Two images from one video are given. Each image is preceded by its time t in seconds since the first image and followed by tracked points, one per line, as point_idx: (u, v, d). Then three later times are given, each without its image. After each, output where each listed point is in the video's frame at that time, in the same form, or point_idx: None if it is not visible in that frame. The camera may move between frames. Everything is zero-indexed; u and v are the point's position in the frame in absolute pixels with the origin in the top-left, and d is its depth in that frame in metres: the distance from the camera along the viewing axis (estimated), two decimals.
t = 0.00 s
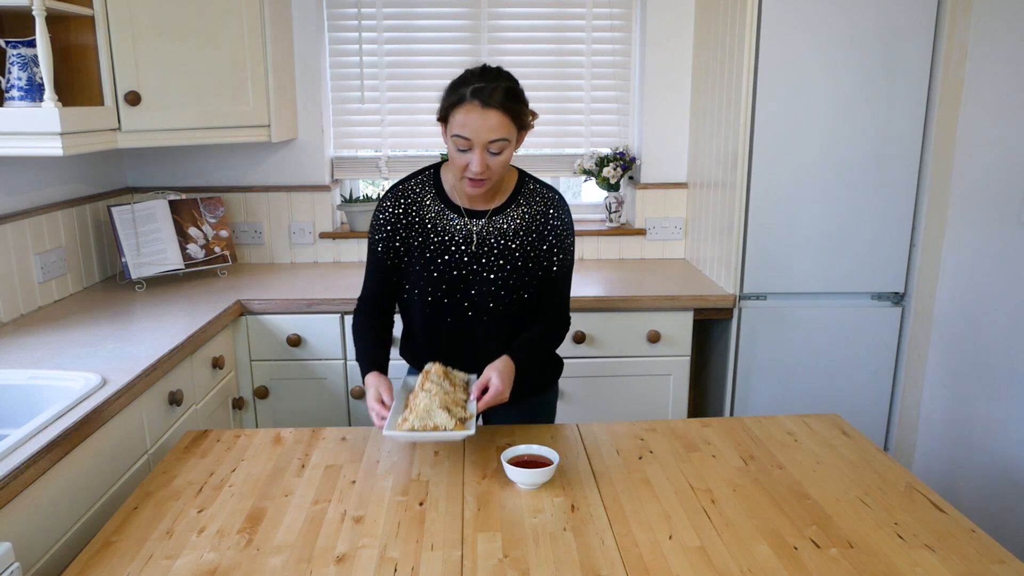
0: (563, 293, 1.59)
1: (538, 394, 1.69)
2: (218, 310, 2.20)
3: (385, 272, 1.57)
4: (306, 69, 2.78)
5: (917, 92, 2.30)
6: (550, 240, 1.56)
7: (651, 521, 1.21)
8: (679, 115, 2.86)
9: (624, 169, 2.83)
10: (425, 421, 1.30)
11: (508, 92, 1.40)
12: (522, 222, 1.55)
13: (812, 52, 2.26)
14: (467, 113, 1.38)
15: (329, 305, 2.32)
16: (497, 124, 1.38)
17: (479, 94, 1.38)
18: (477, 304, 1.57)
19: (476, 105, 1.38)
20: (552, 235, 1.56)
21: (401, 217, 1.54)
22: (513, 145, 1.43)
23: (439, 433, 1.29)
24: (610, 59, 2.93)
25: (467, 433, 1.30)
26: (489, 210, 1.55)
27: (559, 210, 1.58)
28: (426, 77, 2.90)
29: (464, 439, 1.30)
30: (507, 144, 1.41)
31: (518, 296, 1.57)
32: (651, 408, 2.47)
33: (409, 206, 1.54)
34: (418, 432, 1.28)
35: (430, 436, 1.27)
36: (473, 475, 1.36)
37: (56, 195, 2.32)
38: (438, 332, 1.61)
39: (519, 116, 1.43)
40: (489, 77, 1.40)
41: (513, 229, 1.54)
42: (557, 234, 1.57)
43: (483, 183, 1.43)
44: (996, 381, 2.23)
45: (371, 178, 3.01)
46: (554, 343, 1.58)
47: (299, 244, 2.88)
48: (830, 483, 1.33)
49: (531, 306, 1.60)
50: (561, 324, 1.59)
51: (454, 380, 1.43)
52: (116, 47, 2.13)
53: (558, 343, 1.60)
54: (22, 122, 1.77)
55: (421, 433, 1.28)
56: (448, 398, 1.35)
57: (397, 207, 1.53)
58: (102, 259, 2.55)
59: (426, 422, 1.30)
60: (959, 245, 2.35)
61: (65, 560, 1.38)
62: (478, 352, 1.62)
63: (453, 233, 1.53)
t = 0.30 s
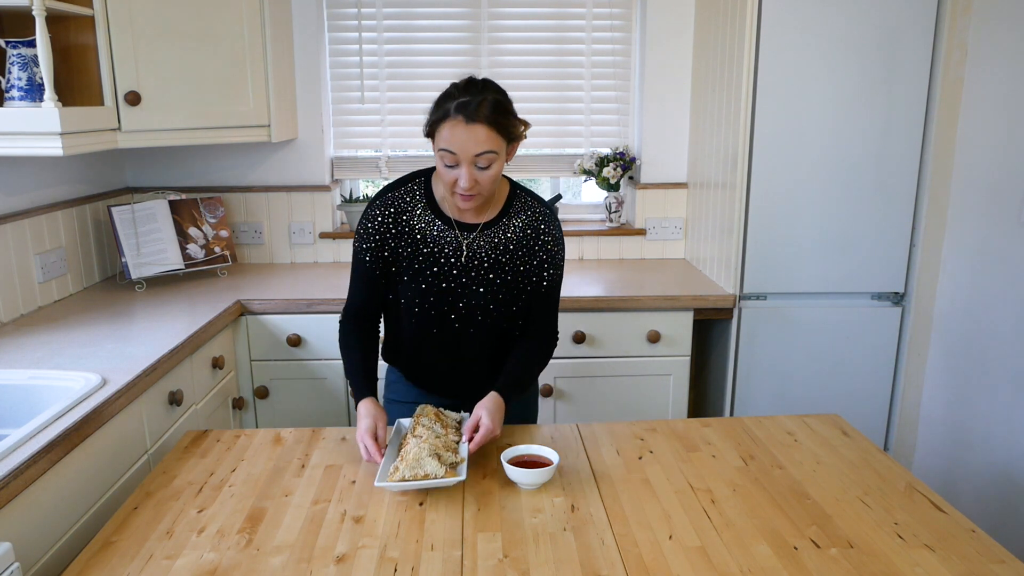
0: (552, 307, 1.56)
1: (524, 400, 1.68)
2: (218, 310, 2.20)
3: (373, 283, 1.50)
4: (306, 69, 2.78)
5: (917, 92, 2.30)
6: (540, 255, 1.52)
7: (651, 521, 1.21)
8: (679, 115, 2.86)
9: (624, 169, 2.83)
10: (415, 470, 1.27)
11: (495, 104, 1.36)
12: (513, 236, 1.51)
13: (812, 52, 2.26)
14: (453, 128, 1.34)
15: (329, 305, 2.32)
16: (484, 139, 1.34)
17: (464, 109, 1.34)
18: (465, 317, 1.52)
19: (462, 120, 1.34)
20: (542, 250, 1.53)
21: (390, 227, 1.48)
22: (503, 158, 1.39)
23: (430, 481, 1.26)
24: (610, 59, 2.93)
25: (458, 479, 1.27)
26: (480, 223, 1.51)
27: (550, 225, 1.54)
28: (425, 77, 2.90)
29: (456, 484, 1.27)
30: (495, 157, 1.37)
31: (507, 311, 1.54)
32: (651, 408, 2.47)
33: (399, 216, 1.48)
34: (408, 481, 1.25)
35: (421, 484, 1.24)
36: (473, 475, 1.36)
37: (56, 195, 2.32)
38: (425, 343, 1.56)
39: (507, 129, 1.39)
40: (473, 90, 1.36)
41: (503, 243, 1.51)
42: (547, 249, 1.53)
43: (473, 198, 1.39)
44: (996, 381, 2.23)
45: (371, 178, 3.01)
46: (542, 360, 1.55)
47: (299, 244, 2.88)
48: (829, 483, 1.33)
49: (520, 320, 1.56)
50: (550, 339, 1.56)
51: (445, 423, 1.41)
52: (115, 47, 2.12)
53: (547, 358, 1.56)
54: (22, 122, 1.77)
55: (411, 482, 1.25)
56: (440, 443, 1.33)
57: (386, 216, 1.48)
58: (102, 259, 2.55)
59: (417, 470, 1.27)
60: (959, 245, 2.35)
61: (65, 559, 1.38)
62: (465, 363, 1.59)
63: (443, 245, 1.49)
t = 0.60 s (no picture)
0: (543, 305, 1.57)
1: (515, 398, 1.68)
2: (218, 310, 2.20)
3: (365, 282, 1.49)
4: (306, 69, 2.78)
5: (917, 92, 2.30)
6: (531, 254, 1.53)
7: (651, 521, 1.21)
8: (679, 115, 2.86)
9: (624, 169, 2.83)
10: (418, 483, 1.26)
11: (495, 101, 1.36)
12: (505, 235, 1.52)
13: (812, 52, 2.26)
14: (453, 125, 1.34)
15: (329, 305, 2.32)
16: (483, 135, 1.34)
17: (464, 105, 1.34)
18: (457, 316, 1.53)
19: (462, 117, 1.34)
20: (534, 249, 1.53)
21: (383, 226, 1.47)
22: (501, 154, 1.39)
23: (434, 495, 1.25)
24: (610, 59, 2.93)
25: (462, 490, 1.27)
26: (473, 221, 1.50)
27: (541, 224, 1.55)
28: (425, 77, 2.90)
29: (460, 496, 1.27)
30: (494, 154, 1.37)
31: (498, 309, 1.54)
32: (651, 408, 2.47)
33: (392, 214, 1.47)
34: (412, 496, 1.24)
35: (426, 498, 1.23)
36: (474, 475, 1.36)
37: (56, 195, 2.32)
38: (416, 342, 1.56)
39: (506, 127, 1.39)
40: (473, 87, 1.36)
41: (494, 242, 1.51)
42: (538, 248, 1.54)
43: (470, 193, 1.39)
44: (996, 381, 2.23)
45: (371, 178, 3.01)
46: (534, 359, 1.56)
47: (299, 244, 2.88)
48: (829, 483, 1.33)
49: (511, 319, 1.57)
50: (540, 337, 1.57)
51: (440, 432, 1.40)
52: (116, 47, 2.12)
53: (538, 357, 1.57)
54: (22, 122, 1.77)
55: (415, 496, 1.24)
56: (439, 454, 1.32)
57: (379, 215, 1.46)
58: (102, 259, 2.55)
59: (420, 484, 1.26)
60: (959, 245, 2.35)
61: (65, 560, 1.38)
62: (455, 363, 1.59)
63: (435, 244, 1.48)
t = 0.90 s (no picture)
0: (542, 305, 1.57)
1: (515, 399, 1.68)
2: (218, 310, 2.20)
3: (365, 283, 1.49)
4: (306, 69, 2.78)
5: (917, 92, 2.30)
6: (531, 253, 1.53)
7: (651, 521, 1.21)
8: (680, 115, 2.86)
9: (624, 169, 2.83)
10: (418, 486, 1.26)
11: (496, 81, 1.39)
12: (504, 234, 1.52)
13: (812, 52, 2.26)
14: (456, 101, 1.35)
15: (329, 305, 2.32)
16: (487, 108, 1.35)
17: (468, 82, 1.37)
18: (457, 316, 1.53)
19: (466, 92, 1.36)
20: (533, 248, 1.54)
21: (382, 226, 1.47)
22: (505, 134, 1.39)
23: (434, 498, 1.25)
24: (610, 59, 2.93)
25: (462, 494, 1.26)
26: (472, 221, 1.50)
27: (539, 223, 1.55)
28: (425, 77, 2.89)
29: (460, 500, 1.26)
30: (498, 131, 1.38)
31: (498, 309, 1.54)
32: (651, 408, 2.47)
33: (391, 215, 1.47)
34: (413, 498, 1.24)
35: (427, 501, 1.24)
36: (474, 475, 1.36)
37: (56, 195, 2.32)
38: (416, 343, 1.56)
39: (508, 110, 1.41)
40: (476, 71, 1.40)
41: (494, 242, 1.51)
42: (537, 247, 1.54)
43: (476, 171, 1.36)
44: (996, 380, 2.22)
45: (371, 178, 3.01)
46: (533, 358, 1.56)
47: (299, 244, 2.88)
48: (830, 483, 1.33)
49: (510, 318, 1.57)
50: (540, 337, 1.57)
51: (441, 434, 1.40)
52: (116, 47, 2.12)
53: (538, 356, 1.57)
54: (22, 122, 1.77)
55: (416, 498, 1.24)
56: (440, 457, 1.32)
57: (378, 215, 1.46)
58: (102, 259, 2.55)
59: (421, 486, 1.26)
60: (959, 245, 2.35)
61: (65, 560, 1.38)
62: (455, 363, 1.59)
63: (434, 245, 1.48)
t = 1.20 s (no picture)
0: (537, 299, 1.59)
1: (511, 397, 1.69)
2: (218, 310, 2.20)
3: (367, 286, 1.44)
4: (307, 69, 2.78)
5: (917, 92, 2.30)
6: (529, 249, 1.55)
7: (652, 521, 1.21)
8: (680, 115, 2.86)
9: (624, 169, 2.83)
10: (420, 487, 1.26)
11: (495, 91, 1.36)
12: (502, 232, 1.53)
13: (812, 52, 2.26)
14: (455, 114, 1.33)
15: (329, 305, 2.32)
16: (486, 123, 1.34)
17: (467, 93, 1.34)
18: (459, 316, 1.53)
19: (465, 105, 1.33)
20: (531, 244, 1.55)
21: (384, 228, 1.44)
22: (502, 145, 1.38)
23: (435, 500, 1.25)
24: (610, 59, 2.93)
25: (463, 497, 1.26)
26: (472, 220, 1.51)
27: (535, 219, 1.57)
28: (425, 77, 2.89)
29: (460, 502, 1.26)
30: (495, 144, 1.37)
31: (498, 307, 1.55)
32: (651, 408, 2.47)
33: (392, 215, 1.45)
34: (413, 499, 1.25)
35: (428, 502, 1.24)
36: (474, 475, 1.36)
37: (56, 195, 2.32)
38: (416, 344, 1.55)
39: (506, 119, 1.39)
40: (475, 79, 1.37)
41: (492, 239, 1.52)
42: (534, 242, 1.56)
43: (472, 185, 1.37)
44: (996, 380, 2.22)
45: (371, 178, 3.01)
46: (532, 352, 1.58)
47: (299, 244, 2.88)
48: (829, 483, 1.33)
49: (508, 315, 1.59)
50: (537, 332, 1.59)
51: (443, 432, 1.40)
52: (115, 47, 2.13)
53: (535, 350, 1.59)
54: (22, 122, 1.77)
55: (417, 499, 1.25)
56: (442, 458, 1.31)
57: (380, 217, 1.43)
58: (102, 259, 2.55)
59: (422, 487, 1.26)
60: (959, 245, 2.35)
61: (65, 560, 1.38)
62: (455, 362, 1.59)
63: (435, 245, 1.48)
